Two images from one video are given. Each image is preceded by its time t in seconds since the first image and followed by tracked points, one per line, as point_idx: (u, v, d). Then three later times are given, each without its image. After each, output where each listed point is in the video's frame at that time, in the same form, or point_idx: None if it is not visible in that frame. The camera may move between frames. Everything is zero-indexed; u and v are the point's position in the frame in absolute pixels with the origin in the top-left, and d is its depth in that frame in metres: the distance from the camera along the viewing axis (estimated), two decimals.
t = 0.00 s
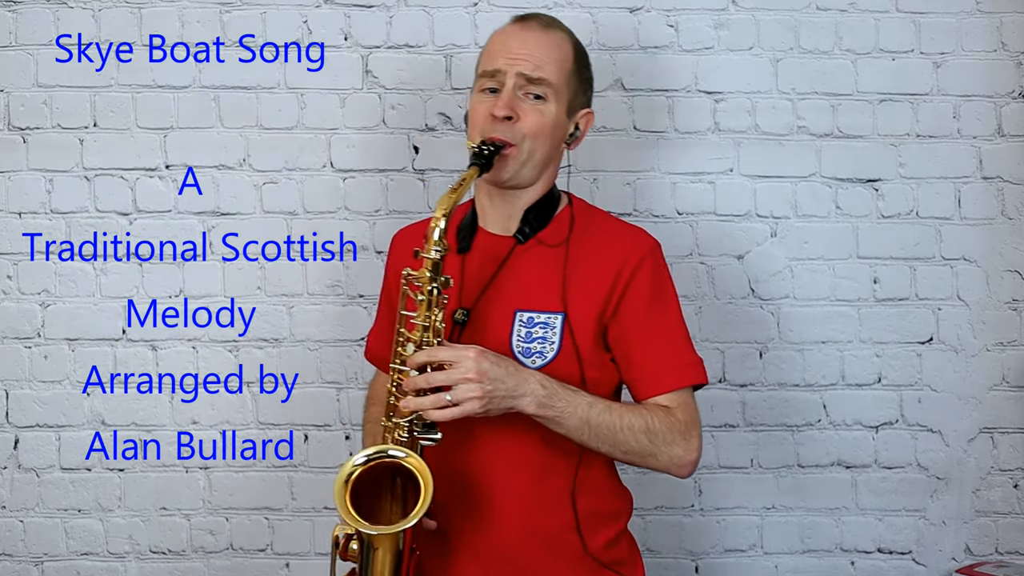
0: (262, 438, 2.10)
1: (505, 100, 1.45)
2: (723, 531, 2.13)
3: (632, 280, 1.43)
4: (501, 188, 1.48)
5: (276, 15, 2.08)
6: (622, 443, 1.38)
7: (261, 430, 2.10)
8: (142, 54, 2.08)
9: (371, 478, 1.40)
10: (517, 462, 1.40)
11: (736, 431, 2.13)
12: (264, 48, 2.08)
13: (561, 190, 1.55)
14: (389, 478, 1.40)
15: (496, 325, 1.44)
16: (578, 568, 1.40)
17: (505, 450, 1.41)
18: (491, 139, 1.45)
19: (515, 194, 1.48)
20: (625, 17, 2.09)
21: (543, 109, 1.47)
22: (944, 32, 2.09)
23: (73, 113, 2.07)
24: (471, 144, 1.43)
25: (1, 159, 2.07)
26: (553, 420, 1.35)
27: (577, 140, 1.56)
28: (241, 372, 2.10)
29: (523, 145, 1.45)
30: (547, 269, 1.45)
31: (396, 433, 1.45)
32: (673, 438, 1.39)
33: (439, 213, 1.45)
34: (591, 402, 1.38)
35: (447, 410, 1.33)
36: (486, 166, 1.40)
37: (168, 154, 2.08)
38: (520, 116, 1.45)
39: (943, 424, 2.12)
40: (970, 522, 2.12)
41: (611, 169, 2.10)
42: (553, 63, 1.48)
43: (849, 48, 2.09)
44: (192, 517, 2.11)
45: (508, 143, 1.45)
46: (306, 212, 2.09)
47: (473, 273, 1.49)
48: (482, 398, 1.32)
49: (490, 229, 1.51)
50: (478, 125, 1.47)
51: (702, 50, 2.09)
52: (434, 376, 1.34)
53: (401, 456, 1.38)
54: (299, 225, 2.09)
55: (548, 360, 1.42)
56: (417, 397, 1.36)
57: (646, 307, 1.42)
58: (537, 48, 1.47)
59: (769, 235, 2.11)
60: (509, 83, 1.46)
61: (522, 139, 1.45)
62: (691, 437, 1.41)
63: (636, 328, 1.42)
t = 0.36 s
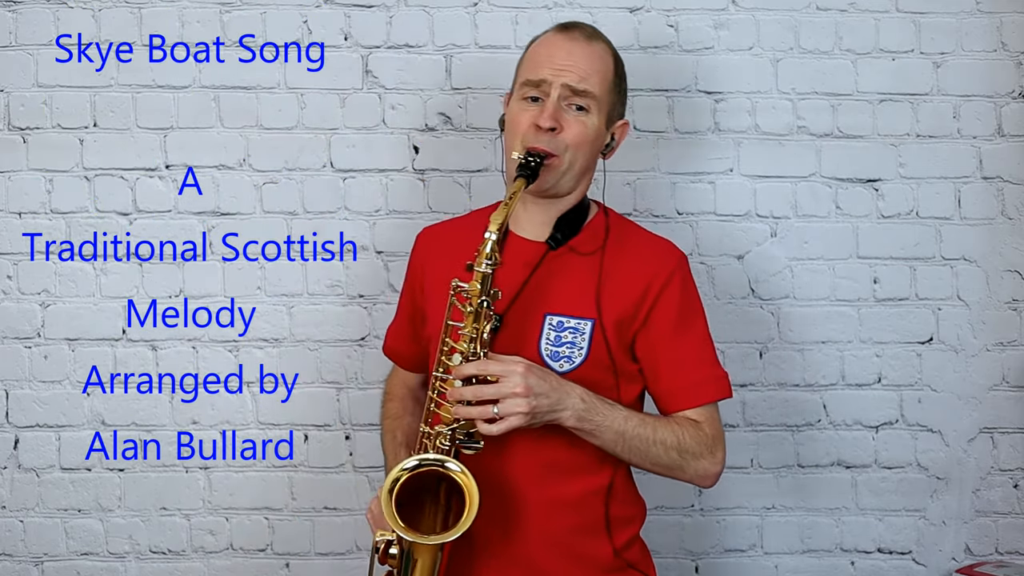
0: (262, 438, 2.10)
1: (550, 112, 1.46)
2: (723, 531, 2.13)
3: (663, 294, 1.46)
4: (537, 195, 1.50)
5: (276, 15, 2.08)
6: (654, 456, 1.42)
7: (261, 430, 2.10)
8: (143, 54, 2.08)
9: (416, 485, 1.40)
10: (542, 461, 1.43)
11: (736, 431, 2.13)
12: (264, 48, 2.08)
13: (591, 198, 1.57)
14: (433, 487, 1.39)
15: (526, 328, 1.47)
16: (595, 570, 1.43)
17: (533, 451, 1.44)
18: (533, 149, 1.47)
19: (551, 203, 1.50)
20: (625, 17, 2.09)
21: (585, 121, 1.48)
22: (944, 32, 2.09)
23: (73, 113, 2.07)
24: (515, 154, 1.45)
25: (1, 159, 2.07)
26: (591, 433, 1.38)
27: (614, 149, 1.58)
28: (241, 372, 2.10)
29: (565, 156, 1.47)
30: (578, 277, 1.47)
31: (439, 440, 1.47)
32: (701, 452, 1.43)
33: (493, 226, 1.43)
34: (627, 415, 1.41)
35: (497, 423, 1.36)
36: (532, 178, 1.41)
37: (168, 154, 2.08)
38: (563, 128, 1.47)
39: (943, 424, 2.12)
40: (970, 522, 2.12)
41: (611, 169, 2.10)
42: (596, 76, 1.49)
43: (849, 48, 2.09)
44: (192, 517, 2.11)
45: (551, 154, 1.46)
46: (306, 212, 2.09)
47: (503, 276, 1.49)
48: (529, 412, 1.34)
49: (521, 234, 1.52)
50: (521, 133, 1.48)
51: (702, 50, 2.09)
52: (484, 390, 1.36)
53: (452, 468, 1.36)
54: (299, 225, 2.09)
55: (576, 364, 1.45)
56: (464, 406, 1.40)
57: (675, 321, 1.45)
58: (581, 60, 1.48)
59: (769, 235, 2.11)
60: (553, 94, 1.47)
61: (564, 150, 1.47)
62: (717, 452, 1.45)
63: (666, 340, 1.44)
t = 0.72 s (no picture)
0: (262, 438, 2.11)
1: (572, 111, 1.50)
2: (723, 531, 2.13)
3: (677, 296, 1.48)
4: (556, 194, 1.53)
5: (276, 15, 2.08)
6: (665, 457, 1.44)
7: (261, 430, 2.10)
8: (143, 54, 2.08)
9: (433, 477, 1.41)
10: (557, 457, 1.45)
11: (736, 431, 2.13)
12: (264, 48, 2.08)
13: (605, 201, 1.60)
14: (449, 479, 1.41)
15: (541, 326, 1.49)
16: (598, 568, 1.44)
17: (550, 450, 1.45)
18: (554, 148, 1.50)
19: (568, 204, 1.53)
20: (625, 17, 2.09)
21: (605, 122, 1.52)
22: (944, 32, 2.09)
23: (73, 113, 2.07)
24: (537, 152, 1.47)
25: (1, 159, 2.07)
26: (607, 432, 1.40)
27: (629, 152, 1.62)
28: (241, 372, 2.10)
29: (585, 156, 1.50)
30: (594, 277, 1.49)
31: (455, 435, 1.46)
32: (711, 455, 1.46)
33: (517, 222, 1.44)
34: (640, 416, 1.43)
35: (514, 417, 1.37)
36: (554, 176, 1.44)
37: (168, 154, 2.08)
38: (584, 128, 1.50)
39: (942, 424, 2.12)
40: (970, 522, 2.12)
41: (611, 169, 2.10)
42: (617, 78, 1.53)
43: (849, 48, 2.09)
44: (192, 517, 2.11)
45: (571, 153, 1.49)
46: (305, 212, 2.09)
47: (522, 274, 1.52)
48: (548, 409, 1.36)
49: (538, 233, 1.55)
50: (541, 132, 1.51)
51: (702, 50, 2.09)
52: (503, 385, 1.37)
53: (471, 462, 1.37)
54: (298, 225, 2.09)
55: (591, 363, 1.47)
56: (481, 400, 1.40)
57: (689, 323, 1.47)
58: (604, 62, 1.52)
59: (769, 235, 2.11)
60: (575, 94, 1.51)
61: (584, 150, 1.50)
62: (725, 455, 1.48)
63: (680, 341, 1.47)
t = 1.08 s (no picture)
0: (262, 438, 2.10)
1: (571, 99, 1.53)
2: (723, 531, 2.13)
3: (685, 282, 1.49)
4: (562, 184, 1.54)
5: (276, 15, 2.08)
6: (670, 442, 1.43)
7: (261, 430, 2.10)
8: (143, 54, 2.08)
9: (436, 455, 1.42)
10: (573, 446, 1.46)
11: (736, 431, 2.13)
12: (264, 48, 2.08)
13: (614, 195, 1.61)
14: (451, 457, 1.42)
15: (552, 314, 1.50)
16: (611, 560, 1.44)
17: (561, 443, 1.47)
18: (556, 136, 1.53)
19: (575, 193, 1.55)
20: (625, 17, 2.09)
21: (606, 109, 1.55)
22: (944, 32, 2.09)
23: (73, 113, 2.07)
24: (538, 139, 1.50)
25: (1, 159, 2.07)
26: (608, 416, 1.40)
27: (635, 144, 1.64)
28: (241, 372, 2.10)
29: (586, 143, 1.52)
30: (603, 266, 1.51)
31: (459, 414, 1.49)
32: (718, 440, 1.45)
33: (511, 199, 1.49)
34: (644, 400, 1.43)
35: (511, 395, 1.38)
36: (553, 159, 1.46)
37: (168, 154, 2.08)
38: (584, 115, 1.53)
39: (942, 425, 2.12)
40: (970, 522, 2.12)
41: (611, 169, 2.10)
42: (615, 67, 1.56)
43: (849, 48, 2.09)
44: (192, 517, 2.11)
45: (572, 140, 1.52)
46: (306, 212, 2.09)
47: (529, 260, 1.54)
48: (544, 389, 1.36)
49: (547, 225, 1.57)
50: (543, 121, 1.54)
51: (702, 50, 2.09)
52: (501, 363, 1.38)
53: (468, 437, 1.39)
54: (299, 225, 2.09)
55: (602, 350, 1.48)
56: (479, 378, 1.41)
57: (698, 308, 1.48)
58: (601, 52, 1.56)
59: (769, 235, 2.11)
60: (575, 84, 1.55)
61: (585, 136, 1.52)
62: (734, 440, 1.46)
63: (689, 327, 1.47)
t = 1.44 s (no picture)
0: (262, 438, 2.11)
1: (560, 98, 1.53)
2: (723, 531, 2.13)
3: (683, 277, 1.49)
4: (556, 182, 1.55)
5: (276, 15, 2.08)
6: (670, 433, 1.43)
7: (261, 430, 2.10)
8: (143, 54, 2.08)
9: (441, 454, 1.44)
10: (574, 444, 1.46)
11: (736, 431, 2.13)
12: (264, 48, 2.08)
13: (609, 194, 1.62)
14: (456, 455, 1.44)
15: (552, 312, 1.51)
16: (615, 555, 1.44)
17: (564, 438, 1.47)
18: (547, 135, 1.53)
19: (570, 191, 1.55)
20: (625, 17, 2.09)
21: (595, 107, 1.55)
22: (944, 32, 2.09)
23: (73, 113, 2.07)
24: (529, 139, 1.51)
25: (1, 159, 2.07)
26: (610, 406, 1.40)
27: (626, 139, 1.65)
28: (241, 372, 2.10)
29: (577, 141, 1.52)
30: (602, 261, 1.51)
31: (463, 411, 1.50)
32: (717, 432, 1.45)
33: (505, 197, 1.50)
34: (644, 392, 1.43)
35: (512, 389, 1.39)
36: (545, 158, 1.47)
37: (168, 154, 2.08)
38: (574, 113, 1.53)
39: (942, 425, 2.12)
40: (970, 522, 2.12)
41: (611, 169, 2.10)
42: (602, 65, 1.57)
43: (849, 48, 2.09)
44: (192, 517, 2.11)
45: (563, 138, 1.52)
46: (305, 212, 2.09)
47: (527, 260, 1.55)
48: (545, 380, 1.37)
49: (545, 224, 1.57)
50: (534, 121, 1.55)
51: (702, 50, 2.09)
52: (501, 357, 1.39)
53: (472, 433, 1.40)
54: (299, 225, 2.09)
55: (602, 347, 1.48)
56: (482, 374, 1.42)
57: (695, 303, 1.48)
58: (588, 50, 1.56)
59: (769, 235, 2.11)
60: (563, 83, 1.55)
61: (576, 134, 1.53)
62: (732, 433, 1.47)
63: (687, 322, 1.48)
